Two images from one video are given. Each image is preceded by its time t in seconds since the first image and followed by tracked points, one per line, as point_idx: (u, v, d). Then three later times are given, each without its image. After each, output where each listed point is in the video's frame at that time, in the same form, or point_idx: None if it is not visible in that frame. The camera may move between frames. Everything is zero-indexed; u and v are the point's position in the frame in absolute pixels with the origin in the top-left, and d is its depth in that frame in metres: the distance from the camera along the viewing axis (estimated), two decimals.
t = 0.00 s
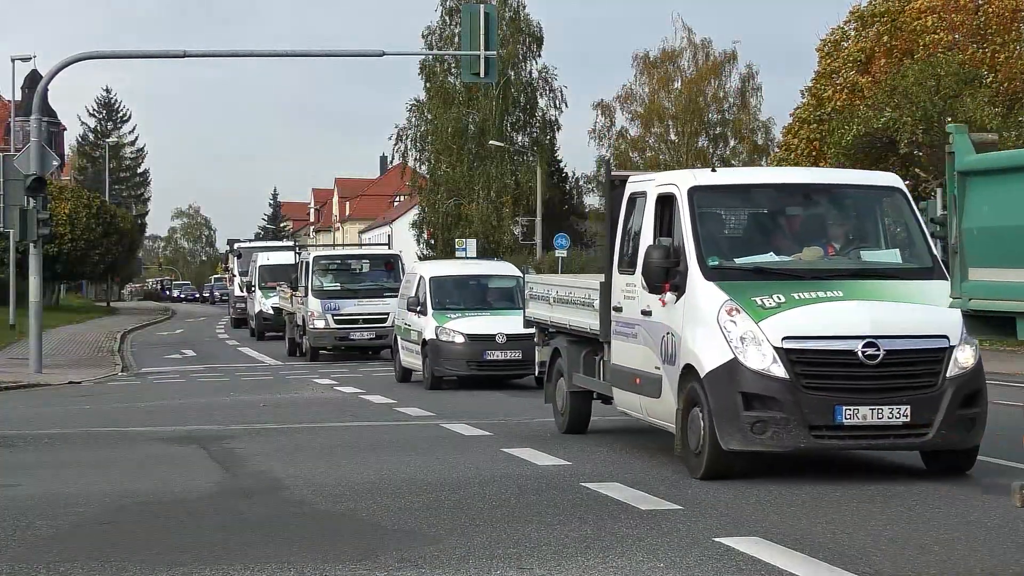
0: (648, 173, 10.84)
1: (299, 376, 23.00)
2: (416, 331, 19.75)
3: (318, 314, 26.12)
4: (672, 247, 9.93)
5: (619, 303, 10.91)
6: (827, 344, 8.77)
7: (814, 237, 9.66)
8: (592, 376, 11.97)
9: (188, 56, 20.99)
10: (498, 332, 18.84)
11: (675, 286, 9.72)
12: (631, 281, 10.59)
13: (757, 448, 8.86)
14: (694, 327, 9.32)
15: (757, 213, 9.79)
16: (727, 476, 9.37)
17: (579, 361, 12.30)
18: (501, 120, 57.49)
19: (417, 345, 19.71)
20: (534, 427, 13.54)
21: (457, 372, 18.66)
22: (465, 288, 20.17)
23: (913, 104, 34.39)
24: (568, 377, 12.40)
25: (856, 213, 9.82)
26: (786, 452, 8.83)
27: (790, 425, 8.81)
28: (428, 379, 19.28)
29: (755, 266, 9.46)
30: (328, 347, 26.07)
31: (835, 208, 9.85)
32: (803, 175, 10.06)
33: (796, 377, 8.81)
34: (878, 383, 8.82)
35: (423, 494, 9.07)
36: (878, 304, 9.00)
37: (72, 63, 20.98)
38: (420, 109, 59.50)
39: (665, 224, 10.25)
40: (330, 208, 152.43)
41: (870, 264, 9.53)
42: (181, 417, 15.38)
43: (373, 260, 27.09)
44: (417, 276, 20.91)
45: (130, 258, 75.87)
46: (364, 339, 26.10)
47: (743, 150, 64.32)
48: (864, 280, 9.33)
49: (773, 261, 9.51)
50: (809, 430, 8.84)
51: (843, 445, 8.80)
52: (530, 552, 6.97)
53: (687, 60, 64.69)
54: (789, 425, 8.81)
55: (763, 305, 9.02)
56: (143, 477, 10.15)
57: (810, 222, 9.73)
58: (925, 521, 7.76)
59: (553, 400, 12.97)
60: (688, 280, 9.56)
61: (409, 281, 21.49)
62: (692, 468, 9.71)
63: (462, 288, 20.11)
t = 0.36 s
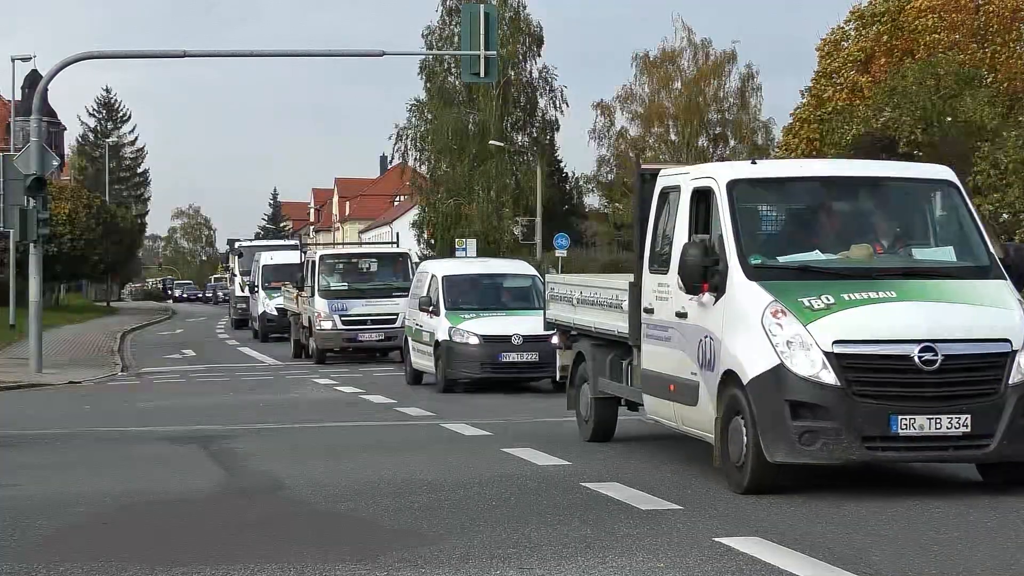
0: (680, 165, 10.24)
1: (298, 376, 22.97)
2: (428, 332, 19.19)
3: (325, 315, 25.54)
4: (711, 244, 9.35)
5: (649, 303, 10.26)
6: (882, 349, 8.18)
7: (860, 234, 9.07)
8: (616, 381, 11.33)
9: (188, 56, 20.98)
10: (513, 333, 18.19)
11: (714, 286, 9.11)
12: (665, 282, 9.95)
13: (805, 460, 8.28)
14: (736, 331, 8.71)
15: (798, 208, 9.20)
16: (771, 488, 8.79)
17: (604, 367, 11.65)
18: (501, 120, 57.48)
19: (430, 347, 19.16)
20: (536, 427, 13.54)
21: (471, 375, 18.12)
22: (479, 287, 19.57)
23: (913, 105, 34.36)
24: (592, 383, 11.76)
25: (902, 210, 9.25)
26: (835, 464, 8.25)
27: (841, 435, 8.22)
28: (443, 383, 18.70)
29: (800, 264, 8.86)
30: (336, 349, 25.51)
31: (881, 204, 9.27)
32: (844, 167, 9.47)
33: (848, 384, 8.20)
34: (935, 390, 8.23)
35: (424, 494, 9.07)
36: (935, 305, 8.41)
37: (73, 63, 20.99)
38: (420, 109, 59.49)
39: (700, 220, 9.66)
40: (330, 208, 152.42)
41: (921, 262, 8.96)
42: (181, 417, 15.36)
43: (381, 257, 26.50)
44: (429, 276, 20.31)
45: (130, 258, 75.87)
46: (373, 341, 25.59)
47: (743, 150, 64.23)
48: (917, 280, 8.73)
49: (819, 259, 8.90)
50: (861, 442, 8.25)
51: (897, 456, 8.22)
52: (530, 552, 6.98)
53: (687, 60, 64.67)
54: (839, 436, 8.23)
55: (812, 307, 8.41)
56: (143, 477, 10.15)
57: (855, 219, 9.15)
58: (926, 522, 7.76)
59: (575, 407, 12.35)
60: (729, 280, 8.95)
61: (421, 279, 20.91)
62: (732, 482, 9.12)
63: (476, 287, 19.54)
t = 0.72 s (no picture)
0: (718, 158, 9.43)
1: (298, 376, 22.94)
2: (441, 332, 18.31)
3: (332, 316, 25.04)
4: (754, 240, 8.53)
5: (686, 306, 9.41)
6: (946, 355, 7.34)
7: (914, 230, 8.24)
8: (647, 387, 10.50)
9: (188, 56, 20.99)
10: (530, 335, 17.31)
11: (760, 287, 8.27)
12: (702, 283, 9.13)
13: (862, 477, 7.43)
14: (784, 334, 7.87)
15: (844, 202, 8.37)
16: (822, 506, 7.94)
17: (633, 371, 10.80)
18: (501, 121, 57.53)
19: (443, 348, 18.28)
20: (536, 427, 13.52)
21: (487, 377, 17.27)
22: (494, 286, 18.68)
23: (913, 106, 34.41)
24: (620, 388, 10.91)
25: (959, 205, 8.41)
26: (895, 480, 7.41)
27: (902, 449, 7.37)
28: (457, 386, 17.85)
29: (852, 262, 8.03)
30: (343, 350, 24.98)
31: (937, 197, 8.42)
32: (894, 158, 8.62)
33: (910, 394, 7.35)
34: (1005, 400, 7.38)
35: (424, 494, 9.06)
36: (1003, 308, 7.57)
37: (73, 62, 20.99)
38: (420, 109, 59.54)
39: (742, 217, 8.82)
40: (330, 208, 152.53)
41: (981, 261, 8.13)
42: (182, 417, 15.34)
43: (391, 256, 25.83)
44: (441, 274, 19.36)
45: (130, 257, 75.91)
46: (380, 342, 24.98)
47: (743, 150, 64.19)
48: (982, 281, 7.87)
49: (871, 257, 8.08)
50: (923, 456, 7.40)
51: (963, 472, 7.37)
52: (531, 552, 6.98)
53: (687, 60, 64.67)
54: (899, 449, 7.38)
55: (868, 310, 7.57)
56: (143, 476, 10.14)
57: (907, 214, 8.32)
58: (928, 522, 7.74)
59: (602, 413, 11.52)
60: (776, 280, 8.12)
61: (432, 278, 19.99)
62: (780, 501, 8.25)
63: (491, 286, 18.67)
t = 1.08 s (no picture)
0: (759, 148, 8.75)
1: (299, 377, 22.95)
2: (456, 334, 17.96)
3: (339, 315, 24.97)
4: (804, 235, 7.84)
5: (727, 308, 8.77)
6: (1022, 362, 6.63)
7: (976, 225, 7.54)
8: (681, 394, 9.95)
9: (188, 56, 21.00)
10: (549, 336, 16.92)
11: (812, 287, 7.60)
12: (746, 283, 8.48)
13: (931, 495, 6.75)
14: (841, 338, 7.18)
15: (899, 195, 7.69)
16: (887, 525, 7.25)
17: (666, 378, 10.25)
18: (501, 120, 57.49)
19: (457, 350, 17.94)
20: (536, 427, 13.51)
21: (504, 380, 16.84)
22: (510, 286, 18.32)
23: (913, 105, 34.39)
24: (652, 396, 10.35)
25: None
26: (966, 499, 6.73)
27: (974, 464, 6.68)
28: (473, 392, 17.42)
29: (912, 261, 7.34)
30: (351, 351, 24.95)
31: (1000, 189, 7.72)
32: (952, 147, 7.92)
33: (983, 405, 6.64)
34: None
35: (424, 494, 9.06)
36: None
37: (73, 62, 21.01)
38: (420, 109, 59.55)
39: (790, 211, 8.12)
40: (330, 208, 152.60)
41: None
42: (181, 417, 15.34)
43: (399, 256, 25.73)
44: (455, 275, 19.03)
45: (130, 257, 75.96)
46: (389, 342, 24.96)
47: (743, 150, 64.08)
48: None
49: (931, 255, 7.39)
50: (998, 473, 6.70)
51: None
52: (531, 552, 6.97)
53: (687, 60, 64.66)
54: (972, 465, 6.69)
55: (935, 312, 6.84)
56: (143, 476, 10.15)
57: (968, 209, 7.63)
58: (928, 523, 7.74)
59: (631, 422, 10.94)
60: (832, 280, 7.43)
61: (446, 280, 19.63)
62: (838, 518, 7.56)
63: (508, 286, 18.32)
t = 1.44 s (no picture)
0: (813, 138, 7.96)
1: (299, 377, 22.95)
2: (472, 335, 17.88)
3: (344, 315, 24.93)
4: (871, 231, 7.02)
5: (783, 310, 7.96)
6: None
7: None
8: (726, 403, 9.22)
9: (188, 56, 21.01)
10: (568, 338, 16.85)
11: (886, 288, 6.77)
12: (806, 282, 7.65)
13: None
14: (921, 346, 6.38)
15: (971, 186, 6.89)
16: (971, 552, 6.50)
17: (707, 386, 9.52)
18: (501, 120, 57.39)
19: (472, 352, 17.85)
20: (535, 427, 13.49)
21: (522, 384, 16.81)
22: (526, 285, 18.25)
23: (913, 106, 34.28)
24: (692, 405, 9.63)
25: None
26: None
27: None
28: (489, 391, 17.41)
29: (998, 260, 6.52)
30: (358, 350, 24.93)
31: None
32: None
33: None
34: None
35: (424, 494, 9.05)
36: None
37: (73, 62, 21.02)
38: (420, 109, 59.54)
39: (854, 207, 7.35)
40: (330, 208, 152.70)
41: None
42: (181, 417, 15.35)
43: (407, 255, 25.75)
44: (470, 272, 18.98)
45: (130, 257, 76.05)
46: (395, 343, 24.84)
47: (743, 150, 63.94)
48: None
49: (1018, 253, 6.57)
50: None
51: None
52: (532, 552, 6.97)
53: (687, 61, 64.60)
54: None
55: None
56: (143, 476, 10.16)
57: None
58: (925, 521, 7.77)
59: (667, 434, 10.24)
60: (909, 279, 6.61)
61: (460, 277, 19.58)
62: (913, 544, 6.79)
63: (523, 284, 18.26)
